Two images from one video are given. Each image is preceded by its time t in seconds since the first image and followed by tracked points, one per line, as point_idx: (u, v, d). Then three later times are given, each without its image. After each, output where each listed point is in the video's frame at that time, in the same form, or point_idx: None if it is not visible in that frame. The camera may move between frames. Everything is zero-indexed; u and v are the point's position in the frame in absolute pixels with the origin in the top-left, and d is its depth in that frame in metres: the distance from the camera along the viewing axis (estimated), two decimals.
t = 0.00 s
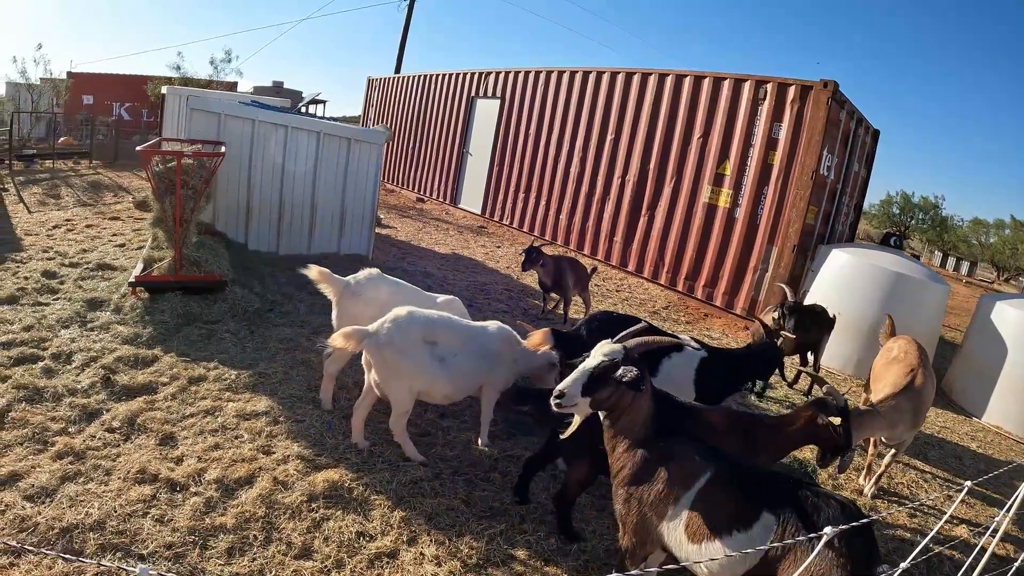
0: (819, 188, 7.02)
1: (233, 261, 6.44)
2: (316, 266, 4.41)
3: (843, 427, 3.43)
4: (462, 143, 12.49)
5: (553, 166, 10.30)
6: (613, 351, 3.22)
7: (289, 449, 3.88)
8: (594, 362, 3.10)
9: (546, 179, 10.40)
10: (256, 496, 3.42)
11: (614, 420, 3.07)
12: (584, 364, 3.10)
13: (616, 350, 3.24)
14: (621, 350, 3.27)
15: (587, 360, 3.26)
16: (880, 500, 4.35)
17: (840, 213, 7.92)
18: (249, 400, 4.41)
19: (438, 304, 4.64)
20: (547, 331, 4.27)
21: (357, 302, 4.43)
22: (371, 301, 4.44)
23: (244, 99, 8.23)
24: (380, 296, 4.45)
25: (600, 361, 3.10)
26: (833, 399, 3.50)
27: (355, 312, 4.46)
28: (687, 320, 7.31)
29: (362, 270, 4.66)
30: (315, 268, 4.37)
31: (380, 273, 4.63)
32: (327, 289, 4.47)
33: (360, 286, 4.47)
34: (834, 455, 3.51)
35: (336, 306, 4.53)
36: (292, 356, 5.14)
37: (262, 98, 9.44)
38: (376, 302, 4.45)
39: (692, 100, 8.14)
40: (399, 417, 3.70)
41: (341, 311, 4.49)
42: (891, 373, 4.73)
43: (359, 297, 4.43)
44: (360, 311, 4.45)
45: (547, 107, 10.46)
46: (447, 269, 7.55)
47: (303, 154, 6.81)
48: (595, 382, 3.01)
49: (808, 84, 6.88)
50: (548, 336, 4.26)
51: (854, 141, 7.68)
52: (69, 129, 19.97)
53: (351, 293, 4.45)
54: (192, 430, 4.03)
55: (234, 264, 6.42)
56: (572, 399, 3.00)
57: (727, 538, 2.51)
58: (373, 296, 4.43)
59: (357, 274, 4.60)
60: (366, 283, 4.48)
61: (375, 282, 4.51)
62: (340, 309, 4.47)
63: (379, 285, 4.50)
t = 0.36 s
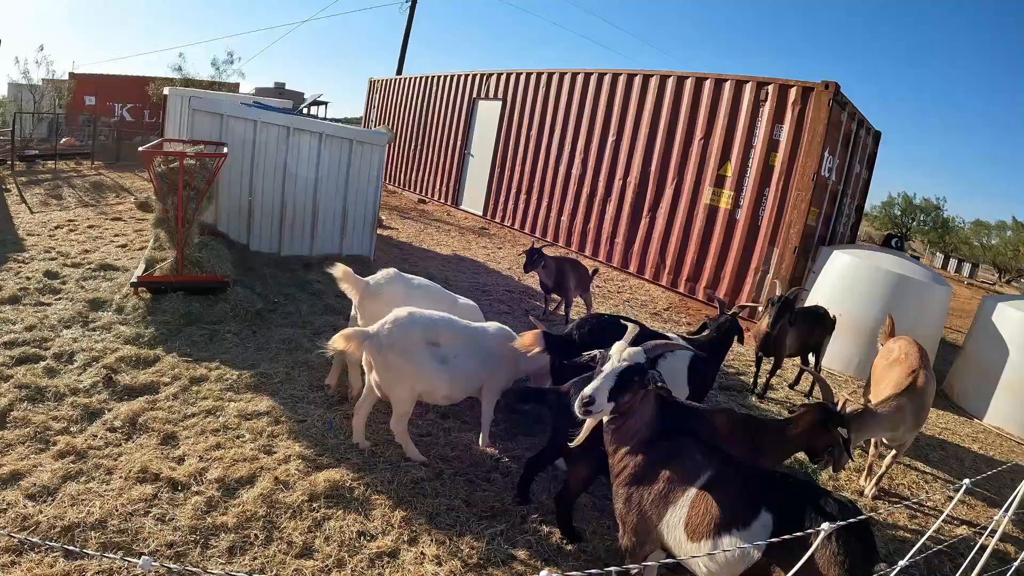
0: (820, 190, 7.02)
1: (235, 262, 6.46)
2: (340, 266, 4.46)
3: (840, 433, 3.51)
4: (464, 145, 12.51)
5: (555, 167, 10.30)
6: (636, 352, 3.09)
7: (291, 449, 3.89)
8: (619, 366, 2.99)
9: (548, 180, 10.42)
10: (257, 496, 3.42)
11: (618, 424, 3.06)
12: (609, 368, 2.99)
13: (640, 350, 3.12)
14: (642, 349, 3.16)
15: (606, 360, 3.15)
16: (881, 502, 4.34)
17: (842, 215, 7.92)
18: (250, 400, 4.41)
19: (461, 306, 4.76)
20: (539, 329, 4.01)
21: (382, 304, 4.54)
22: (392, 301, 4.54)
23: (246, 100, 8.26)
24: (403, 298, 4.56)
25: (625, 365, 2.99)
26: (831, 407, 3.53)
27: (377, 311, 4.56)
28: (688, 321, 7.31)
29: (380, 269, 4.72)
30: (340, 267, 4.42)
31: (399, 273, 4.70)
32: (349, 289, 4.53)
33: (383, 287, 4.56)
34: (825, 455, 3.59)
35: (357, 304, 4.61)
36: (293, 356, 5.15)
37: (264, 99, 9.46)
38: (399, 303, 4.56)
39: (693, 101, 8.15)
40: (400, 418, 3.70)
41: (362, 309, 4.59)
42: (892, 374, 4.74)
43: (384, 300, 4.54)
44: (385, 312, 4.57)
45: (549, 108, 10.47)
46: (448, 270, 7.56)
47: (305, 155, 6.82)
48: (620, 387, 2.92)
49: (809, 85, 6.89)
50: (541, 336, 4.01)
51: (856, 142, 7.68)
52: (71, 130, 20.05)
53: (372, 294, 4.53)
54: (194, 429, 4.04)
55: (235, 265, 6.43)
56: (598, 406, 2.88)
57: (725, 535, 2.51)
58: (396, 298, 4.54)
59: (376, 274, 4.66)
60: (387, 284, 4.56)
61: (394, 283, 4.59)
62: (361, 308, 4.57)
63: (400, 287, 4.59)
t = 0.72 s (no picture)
0: (817, 191, 7.02)
1: (232, 263, 6.50)
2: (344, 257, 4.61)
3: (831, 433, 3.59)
4: (463, 146, 12.54)
5: (553, 169, 10.32)
6: (625, 354, 3.09)
7: (284, 447, 3.91)
8: (609, 369, 2.99)
9: (546, 181, 10.43)
10: (249, 493, 3.44)
11: (605, 424, 3.08)
12: (598, 372, 2.98)
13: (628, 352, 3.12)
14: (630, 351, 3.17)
15: (594, 360, 3.14)
16: (874, 501, 4.33)
17: (839, 216, 7.93)
18: (246, 399, 4.44)
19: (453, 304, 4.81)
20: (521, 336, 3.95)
21: (376, 300, 4.64)
22: (388, 298, 4.65)
23: (244, 102, 8.30)
24: (397, 295, 4.66)
25: (615, 367, 2.99)
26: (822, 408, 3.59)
27: (372, 306, 4.67)
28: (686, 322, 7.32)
29: (378, 270, 4.86)
30: (345, 255, 4.59)
31: (396, 273, 4.84)
32: (348, 282, 4.65)
33: (378, 284, 4.66)
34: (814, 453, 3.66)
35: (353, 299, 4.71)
36: (289, 355, 5.19)
37: (262, 101, 9.49)
38: (392, 300, 4.66)
39: (690, 103, 8.17)
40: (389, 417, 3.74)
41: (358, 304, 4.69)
42: (886, 374, 4.74)
43: (378, 296, 4.64)
44: (379, 308, 4.67)
45: (547, 110, 10.49)
46: (446, 271, 7.58)
47: (302, 156, 6.86)
48: (610, 390, 2.93)
49: (805, 86, 6.89)
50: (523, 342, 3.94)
51: (853, 143, 7.69)
52: (72, 132, 20.14)
53: (370, 289, 4.64)
54: (189, 428, 4.06)
55: (233, 266, 6.47)
56: (589, 409, 2.87)
57: (710, 532, 2.51)
58: (390, 295, 4.64)
59: (374, 273, 4.78)
60: (385, 281, 4.68)
61: (392, 281, 4.72)
62: (357, 302, 4.67)
63: (395, 285, 4.70)
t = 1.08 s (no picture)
0: (816, 192, 7.01)
1: (231, 264, 6.52)
2: (319, 263, 4.74)
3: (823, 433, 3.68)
4: (463, 148, 12.55)
5: (552, 171, 10.33)
6: (610, 358, 3.07)
7: (279, 448, 3.92)
8: (593, 372, 2.98)
9: (546, 183, 10.43)
10: (243, 493, 3.45)
11: (594, 427, 3.06)
12: (580, 374, 2.98)
13: (613, 356, 3.11)
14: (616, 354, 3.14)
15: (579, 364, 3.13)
16: (870, 504, 4.32)
17: (838, 218, 7.91)
18: (242, 400, 4.45)
19: (434, 301, 4.88)
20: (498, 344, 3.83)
21: (356, 300, 4.75)
22: (368, 298, 4.76)
23: (242, 103, 8.32)
24: (376, 294, 4.76)
25: (599, 370, 2.97)
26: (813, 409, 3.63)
27: (354, 309, 4.77)
28: (684, 324, 7.32)
29: (358, 270, 4.95)
30: (322, 263, 4.69)
31: (375, 272, 4.92)
32: (328, 288, 4.75)
33: (357, 285, 4.77)
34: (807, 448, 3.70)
35: (335, 304, 4.82)
36: (285, 356, 5.20)
37: (261, 103, 9.51)
38: (372, 299, 4.76)
39: (689, 104, 8.17)
40: (381, 419, 3.76)
41: (340, 308, 4.79)
42: (882, 377, 4.73)
43: (357, 296, 4.74)
44: (359, 308, 4.77)
45: (547, 111, 10.49)
46: (444, 272, 7.60)
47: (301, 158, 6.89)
48: (594, 393, 2.91)
49: (803, 88, 6.89)
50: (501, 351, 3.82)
51: (851, 144, 7.68)
52: (74, 133, 20.21)
53: (349, 293, 4.75)
54: (185, 428, 4.07)
55: (232, 268, 6.50)
56: (572, 413, 2.88)
57: (698, 535, 2.51)
58: (369, 294, 4.75)
59: (352, 274, 4.89)
60: (363, 282, 4.78)
61: (371, 281, 4.81)
62: (339, 306, 4.78)
63: (374, 285, 4.80)
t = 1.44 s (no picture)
0: (817, 194, 7.00)
1: (232, 265, 6.54)
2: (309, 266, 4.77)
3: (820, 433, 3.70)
4: (465, 150, 12.56)
5: (554, 172, 10.33)
6: (583, 360, 3.05)
7: (278, 448, 3.93)
8: (563, 376, 2.99)
9: (548, 184, 10.43)
10: (242, 493, 3.46)
11: (586, 429, 3.04)
12: (552, 381, 3.00)
13: (587, 358, 3.08)
14: (591, 356, 3.12)
15: (556, 369, 3.14)
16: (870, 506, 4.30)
17: (840, 220, 7.89)
18: (242, 401, 4.46)
19: (426, 301, 4.89)
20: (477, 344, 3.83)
21: (347, 300, 4.77)
22: (360, 298, 4.77)
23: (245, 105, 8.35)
24: (368, 294, 4.78)
25: (569, 374, 2.99)
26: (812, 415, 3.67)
27: (346, 309, 4.80)
28: (686, 326, 7.31)
29: (349, 271, 4.98)
30: (310, 267, 4.71)
31: (366, 272, 4.95)
32: (318, 290, 4.78)
33: (348, 285, 4.79)
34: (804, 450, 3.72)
35: (327, 306, 4.85)
36: (285, 357, 5.21)
37: (263, 104, 9.53)
38: (364, 299, 4.77)
39: (691, 106, 8.17)
40: (378, 419, 3.78)
41: (332, 310, 4.82)
42: (882, 379, 4.72)
43: (349, 296, 4.76)
44: (351, 308, 4.78)
45: (549, 113, 10.49)
46: (446, 274, 7.61)
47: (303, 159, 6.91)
48: (565, 397, 2.92)
49: (805, 89, 6.88)
50: (480, 350, 3.81)
51: (854, 146, 7.66)
52: (77, 135, 20.30)
53: (340, 293, 4.77)
54: (185, 428, 4.08)
55: (233, 269, 6.52)
56: (546, 418, 2.90)
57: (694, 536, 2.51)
58: (361, 294, 4.76)
59: (344, 275, 4.91)
60: (354, 283, 4.80)
61: (362, 281, 4.83)
62: (331, 308, 4.80)
63: (366, 285, 4.82)
